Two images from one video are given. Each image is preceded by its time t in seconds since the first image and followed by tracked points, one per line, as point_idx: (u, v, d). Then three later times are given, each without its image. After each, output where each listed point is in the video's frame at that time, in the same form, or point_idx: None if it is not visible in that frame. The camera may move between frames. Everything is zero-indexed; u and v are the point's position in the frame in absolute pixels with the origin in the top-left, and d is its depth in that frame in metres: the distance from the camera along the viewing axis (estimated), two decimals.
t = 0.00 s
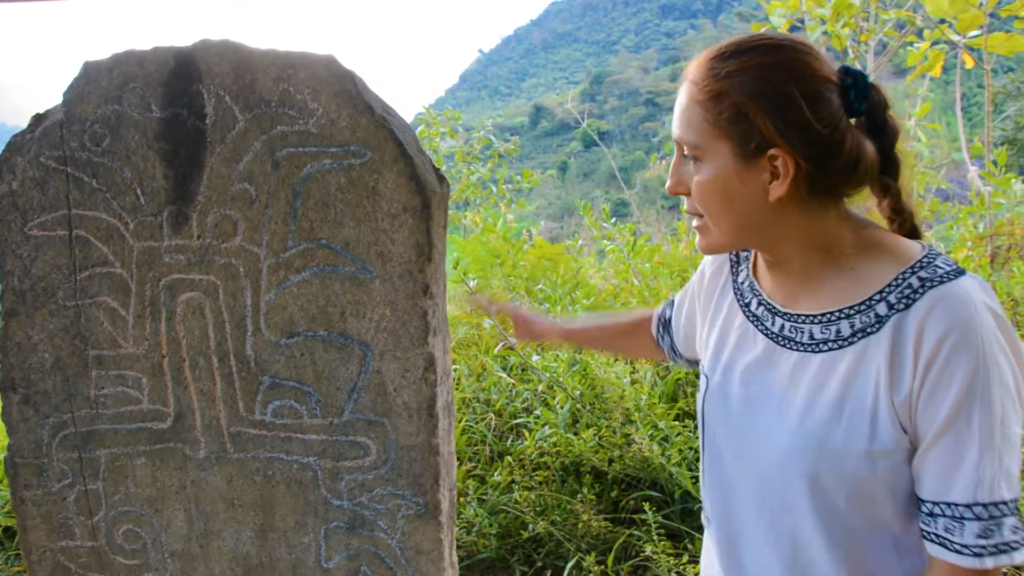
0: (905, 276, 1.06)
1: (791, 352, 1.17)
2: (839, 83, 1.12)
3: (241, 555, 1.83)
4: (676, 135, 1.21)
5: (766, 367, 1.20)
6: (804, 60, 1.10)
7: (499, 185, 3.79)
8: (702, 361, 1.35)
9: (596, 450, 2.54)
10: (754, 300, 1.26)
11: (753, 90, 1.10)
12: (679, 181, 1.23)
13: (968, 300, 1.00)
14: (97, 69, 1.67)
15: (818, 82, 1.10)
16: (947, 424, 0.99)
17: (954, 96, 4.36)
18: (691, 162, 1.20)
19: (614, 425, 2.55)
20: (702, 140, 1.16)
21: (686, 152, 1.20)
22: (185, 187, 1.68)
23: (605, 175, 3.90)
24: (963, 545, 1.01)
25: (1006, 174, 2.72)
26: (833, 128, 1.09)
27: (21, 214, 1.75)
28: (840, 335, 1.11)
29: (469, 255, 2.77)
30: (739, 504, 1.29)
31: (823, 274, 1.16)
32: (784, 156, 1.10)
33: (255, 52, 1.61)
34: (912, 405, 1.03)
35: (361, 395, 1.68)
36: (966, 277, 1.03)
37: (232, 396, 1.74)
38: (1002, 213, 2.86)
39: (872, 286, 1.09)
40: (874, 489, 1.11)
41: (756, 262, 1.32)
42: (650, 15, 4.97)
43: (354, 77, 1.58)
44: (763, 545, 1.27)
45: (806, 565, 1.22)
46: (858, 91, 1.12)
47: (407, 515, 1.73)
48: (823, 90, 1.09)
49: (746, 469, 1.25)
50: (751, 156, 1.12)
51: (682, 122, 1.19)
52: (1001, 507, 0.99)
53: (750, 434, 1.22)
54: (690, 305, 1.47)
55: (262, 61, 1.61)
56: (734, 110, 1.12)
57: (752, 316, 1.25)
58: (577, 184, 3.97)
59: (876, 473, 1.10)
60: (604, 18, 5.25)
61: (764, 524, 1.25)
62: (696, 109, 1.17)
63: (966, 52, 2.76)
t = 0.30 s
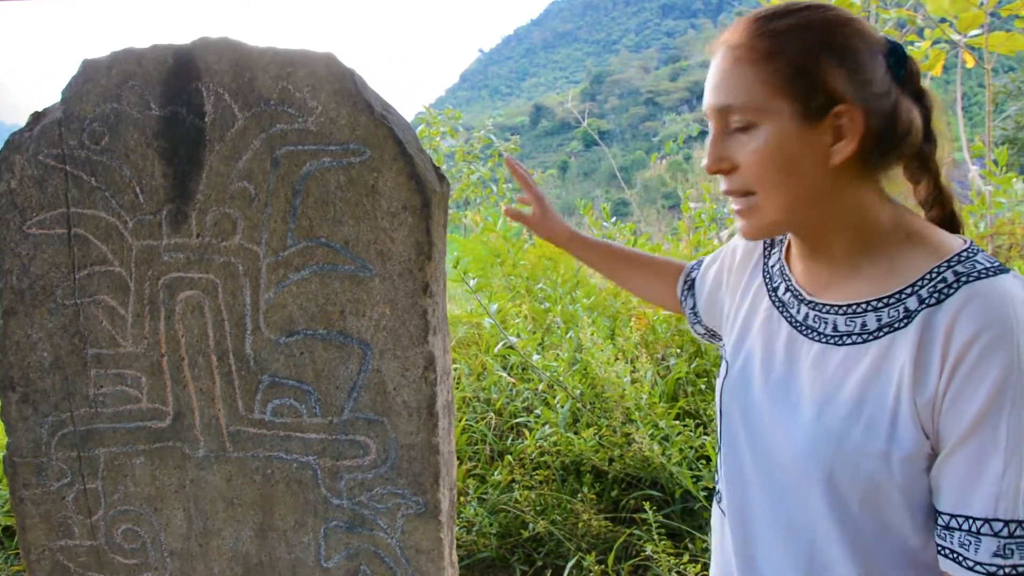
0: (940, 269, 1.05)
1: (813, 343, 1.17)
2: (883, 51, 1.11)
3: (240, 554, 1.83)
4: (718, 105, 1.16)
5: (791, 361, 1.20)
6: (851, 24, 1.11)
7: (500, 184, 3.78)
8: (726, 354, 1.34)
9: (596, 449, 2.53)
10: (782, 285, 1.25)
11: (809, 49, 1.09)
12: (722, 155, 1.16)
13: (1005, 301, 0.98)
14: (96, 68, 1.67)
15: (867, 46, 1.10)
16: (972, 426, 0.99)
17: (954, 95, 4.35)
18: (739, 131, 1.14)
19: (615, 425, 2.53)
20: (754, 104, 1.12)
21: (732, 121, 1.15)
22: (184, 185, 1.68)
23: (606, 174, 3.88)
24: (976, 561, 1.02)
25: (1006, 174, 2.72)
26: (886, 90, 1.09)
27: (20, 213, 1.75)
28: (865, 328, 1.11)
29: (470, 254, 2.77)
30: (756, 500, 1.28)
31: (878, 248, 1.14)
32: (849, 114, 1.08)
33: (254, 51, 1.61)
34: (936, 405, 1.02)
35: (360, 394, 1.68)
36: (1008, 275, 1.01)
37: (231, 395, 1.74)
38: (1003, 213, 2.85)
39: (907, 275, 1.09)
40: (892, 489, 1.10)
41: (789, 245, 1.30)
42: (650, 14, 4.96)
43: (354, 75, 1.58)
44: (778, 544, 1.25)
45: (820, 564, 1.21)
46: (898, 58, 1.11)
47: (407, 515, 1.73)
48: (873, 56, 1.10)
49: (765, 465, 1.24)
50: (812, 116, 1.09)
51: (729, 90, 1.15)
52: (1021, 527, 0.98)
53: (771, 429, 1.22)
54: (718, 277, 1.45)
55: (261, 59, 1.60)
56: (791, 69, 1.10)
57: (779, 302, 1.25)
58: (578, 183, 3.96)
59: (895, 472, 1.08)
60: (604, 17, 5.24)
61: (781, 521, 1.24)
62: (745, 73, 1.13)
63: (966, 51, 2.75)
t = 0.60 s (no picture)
0: (913, 274, 0.97)
1: (793, 344, 1.08)
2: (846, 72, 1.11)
3: (241, 555, 1.83)
4: (767, 127, 1.02)
5: (769, 357, 1.12)
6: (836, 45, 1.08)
7: (500, 185, 3.79)
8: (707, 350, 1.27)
9: (596, 449, 2.53)
10: (761, 293, 1.18)
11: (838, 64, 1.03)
12: (781, 182, 1.02)
13: (972, 294, 0.91)
14: (97, 70, 1.67)
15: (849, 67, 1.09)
16: (945, 420, 0.90)
17: (954, 95, 4.36)
18: (795, 149, 1.01)
19: (615, 425, 2.54)
20: (809, 123, 1.01)
21: (785, 140, 1.02)
22: (186, 187, 1.69)
23: (606, 175, 3.89)
24: (952, 536, 0.92)
25: (1006, 175, 2.72)
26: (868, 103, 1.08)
27: (22, 214, 1.76)
28: (844, 328, 1.02)
29: (470, 255, 2.77)
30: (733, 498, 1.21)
31: (868, 258, 1.05)
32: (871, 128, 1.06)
33: (255, 53, 1.61)
34: (911, 399, 0.94)
35: (361, 395, 1.69)
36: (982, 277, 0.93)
37: (232, 396, 1.74)
38: (1003, 214, 2.86)
39: (888, 277, 1.00)
40: (869, 488, 1.02)
41: (766, 257, 1.24)
42: (651, 15, 4.97)
43: (355, 77, 1.59)
44: (754, 542, 1.18)
45: (797, 563, 1.14)
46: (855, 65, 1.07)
47: (407, 515, 1.73)
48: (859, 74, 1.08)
49: (742, 461, 1.17)
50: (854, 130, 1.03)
51: (774, 109, 1.02)
52: (993, 502, 0.90)
53: (747, 424, 1.14)
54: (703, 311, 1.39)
55: (262, 61, 1.61)
56: (833, 83, 1.02)
57: (757, 309, 1.17)
58: (578, 183, 3.96)
59: (871, 468, 1.01)
60: (605, 17, 5.24)
61: (757, 518, 1.17)
62: (788, 90, 1.02)
63: (967, 52, 2.76)
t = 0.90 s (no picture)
0: (873, 278, 0.99)
1: (762, 335, 1.09)
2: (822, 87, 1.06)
3: (240, 553, 1.84)
4: (688, 145, 1.07)
5: (739, 346, 1.13)
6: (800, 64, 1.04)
7: (500, 185, 3.81)
8: (682, 338, 1.28)
9: (596, 449, 2.56)
10: (735, 289, 1.18)
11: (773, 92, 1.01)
12: (699, 195, 1.07)
13: (930, 298, 0.94)
14: (98, 71, 1.68)
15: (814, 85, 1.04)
16: (899, 414, 0.93)
17: (954, 95, 4.36)
18: (715, 171, 1.05)
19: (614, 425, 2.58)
20: (727, 147, 1.02)
21: (708, 162, 1.05)
22: (185, 187, 1.69)
23: (606, 175, 3.89)
24: (904, 514, 0.95)
25: (1006, 175, 2.73)
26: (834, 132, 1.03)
27: (23, 215, 1.77)
28: (810, 322, 1.04)
29: (470, 255, 2.78)
30: (696, 482, 1.23)
31: (820, 270, 1.06)
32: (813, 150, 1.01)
33: (255, 54, 1.62)
34: (868, 392, 0.97)
35: (360, 395, 1.69)
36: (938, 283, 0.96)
37: (232, 395, 1.75)
38: (1002, 214, 2.86)
39: (849, 280, 1.02)
40: (824, 477, 1.05)
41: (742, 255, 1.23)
42: (652, 15, 4.98)
43: (354, 78, 1.59)
44: (715, 525, 1.21)
45: (755, 545, 1.16)
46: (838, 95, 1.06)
47: (406, 514, 1.74)
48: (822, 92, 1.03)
49: (707, 448, 1.18)
50: (781, 156, 1.01)
51: (699, 133, 1.05)
52: (941, 484, 0.94)
53: (712, 412, 1.15)
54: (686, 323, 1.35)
55: (261, 63, 1.62)
56: (759, 113, 1.01)
57: (731, 304, 1.17)
58: (578, 184, 3.97)
59: (826, 454, 1.02)
60: (605, 17, 5.24)
61: (719, 502, 1.18)
62: (717, 118, 1.03)
63: (966, 52, 2.77)
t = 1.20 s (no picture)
0: (836, 274, 1.07)
1: (735, 325, 1.19)
2: (800, 96, 1.15)
3: (239, 550, 1.84)
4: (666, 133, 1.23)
5: (714, 339, 1.22)
6: (775, 74, 1.14)
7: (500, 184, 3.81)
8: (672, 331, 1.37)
9: (594, 448, 2.54)
10: (717, 282, 1.27)
11: (731, 96, 1.13)
12: (666, 176, 1.24)
13: (882, 296, 1.02)
14: (96, 69, 1.68)
15: (785, 94, 1.14)
16: (849, 402, 1.01)
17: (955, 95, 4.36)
18: (675, 159, 1.21)
19: (612, 424, 2.55)
20: (684, 139, 1.18)
21: (671, 150, 1.22)
22: (184, 185, 1.70)
23: (606, 174, 3.88)
24: (848, 503, 1.03)
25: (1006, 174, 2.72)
26: (795, 134, 1.13)
27: (22, 212, 1.77)
28: (776, 314, 1.12)
29: (469, 254, 2.79)
30: (675, 469, 1.31)
31: (776, 258, 1.18)
32: (758, 150, 1.13)
33: (253, 51, 1.62)
34: (822, 381, 1.05)
35: (358, 392, 1.70)
36: (890, 283, 1.04)
37: (230, 393, 1.75)
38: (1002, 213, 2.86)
39: (809, 276, 1.11)
40: (785, 462, 1.12)
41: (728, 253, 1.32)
42: (652, 14, 4.97)
43: (352, 76, 1.60)
44: (693, 511, 1.29)
45: (726, 532, 1.23)
46: (818, 103, 1.16)
47: (404, 511, 1.75)
48: (788, 101, 1.13)
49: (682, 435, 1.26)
50: (726, 152, 1.15)
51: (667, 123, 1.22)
52: (887, 476, 1.01)
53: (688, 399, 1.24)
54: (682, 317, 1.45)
55: (260, 60, 1.62)
56: (711, 114, 1.15)
57: (713, 296, 1.27)
58: (579, 183, 3.97)
59: (784, 441, 1.10)
60: (605, 16, 5.23)
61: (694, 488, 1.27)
62: (682, 113, 1.19)
63: (966, 51, 2.76)
